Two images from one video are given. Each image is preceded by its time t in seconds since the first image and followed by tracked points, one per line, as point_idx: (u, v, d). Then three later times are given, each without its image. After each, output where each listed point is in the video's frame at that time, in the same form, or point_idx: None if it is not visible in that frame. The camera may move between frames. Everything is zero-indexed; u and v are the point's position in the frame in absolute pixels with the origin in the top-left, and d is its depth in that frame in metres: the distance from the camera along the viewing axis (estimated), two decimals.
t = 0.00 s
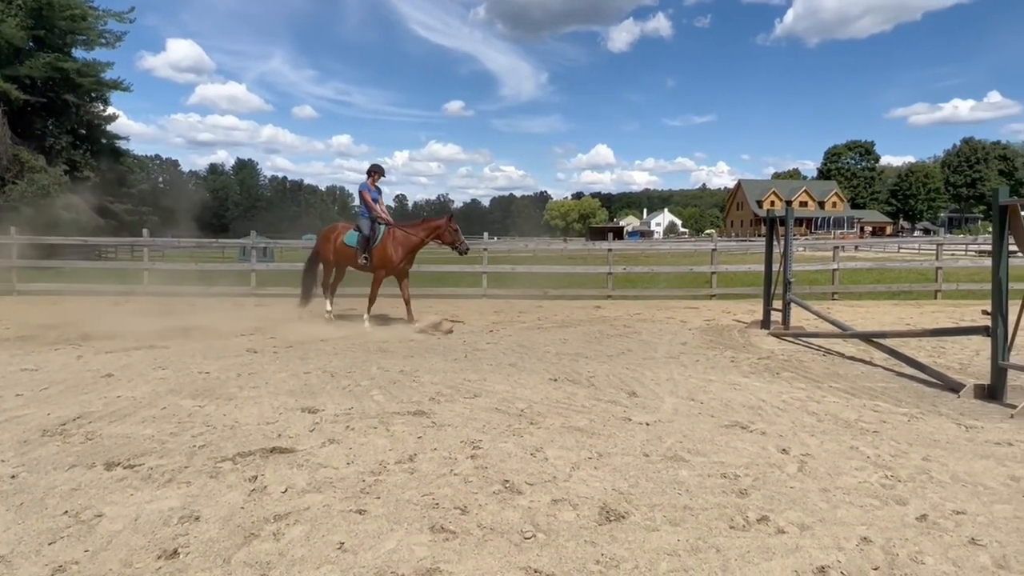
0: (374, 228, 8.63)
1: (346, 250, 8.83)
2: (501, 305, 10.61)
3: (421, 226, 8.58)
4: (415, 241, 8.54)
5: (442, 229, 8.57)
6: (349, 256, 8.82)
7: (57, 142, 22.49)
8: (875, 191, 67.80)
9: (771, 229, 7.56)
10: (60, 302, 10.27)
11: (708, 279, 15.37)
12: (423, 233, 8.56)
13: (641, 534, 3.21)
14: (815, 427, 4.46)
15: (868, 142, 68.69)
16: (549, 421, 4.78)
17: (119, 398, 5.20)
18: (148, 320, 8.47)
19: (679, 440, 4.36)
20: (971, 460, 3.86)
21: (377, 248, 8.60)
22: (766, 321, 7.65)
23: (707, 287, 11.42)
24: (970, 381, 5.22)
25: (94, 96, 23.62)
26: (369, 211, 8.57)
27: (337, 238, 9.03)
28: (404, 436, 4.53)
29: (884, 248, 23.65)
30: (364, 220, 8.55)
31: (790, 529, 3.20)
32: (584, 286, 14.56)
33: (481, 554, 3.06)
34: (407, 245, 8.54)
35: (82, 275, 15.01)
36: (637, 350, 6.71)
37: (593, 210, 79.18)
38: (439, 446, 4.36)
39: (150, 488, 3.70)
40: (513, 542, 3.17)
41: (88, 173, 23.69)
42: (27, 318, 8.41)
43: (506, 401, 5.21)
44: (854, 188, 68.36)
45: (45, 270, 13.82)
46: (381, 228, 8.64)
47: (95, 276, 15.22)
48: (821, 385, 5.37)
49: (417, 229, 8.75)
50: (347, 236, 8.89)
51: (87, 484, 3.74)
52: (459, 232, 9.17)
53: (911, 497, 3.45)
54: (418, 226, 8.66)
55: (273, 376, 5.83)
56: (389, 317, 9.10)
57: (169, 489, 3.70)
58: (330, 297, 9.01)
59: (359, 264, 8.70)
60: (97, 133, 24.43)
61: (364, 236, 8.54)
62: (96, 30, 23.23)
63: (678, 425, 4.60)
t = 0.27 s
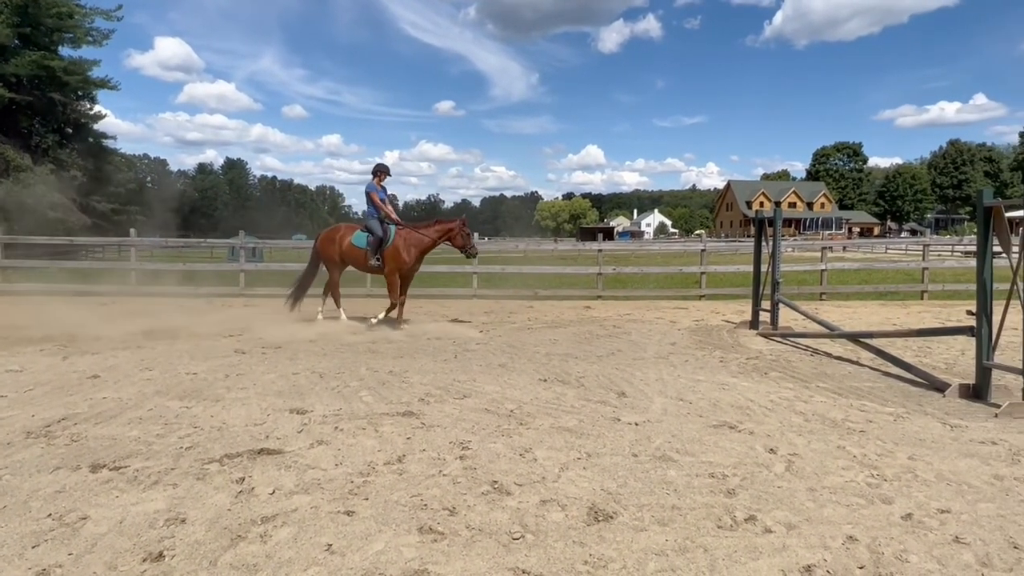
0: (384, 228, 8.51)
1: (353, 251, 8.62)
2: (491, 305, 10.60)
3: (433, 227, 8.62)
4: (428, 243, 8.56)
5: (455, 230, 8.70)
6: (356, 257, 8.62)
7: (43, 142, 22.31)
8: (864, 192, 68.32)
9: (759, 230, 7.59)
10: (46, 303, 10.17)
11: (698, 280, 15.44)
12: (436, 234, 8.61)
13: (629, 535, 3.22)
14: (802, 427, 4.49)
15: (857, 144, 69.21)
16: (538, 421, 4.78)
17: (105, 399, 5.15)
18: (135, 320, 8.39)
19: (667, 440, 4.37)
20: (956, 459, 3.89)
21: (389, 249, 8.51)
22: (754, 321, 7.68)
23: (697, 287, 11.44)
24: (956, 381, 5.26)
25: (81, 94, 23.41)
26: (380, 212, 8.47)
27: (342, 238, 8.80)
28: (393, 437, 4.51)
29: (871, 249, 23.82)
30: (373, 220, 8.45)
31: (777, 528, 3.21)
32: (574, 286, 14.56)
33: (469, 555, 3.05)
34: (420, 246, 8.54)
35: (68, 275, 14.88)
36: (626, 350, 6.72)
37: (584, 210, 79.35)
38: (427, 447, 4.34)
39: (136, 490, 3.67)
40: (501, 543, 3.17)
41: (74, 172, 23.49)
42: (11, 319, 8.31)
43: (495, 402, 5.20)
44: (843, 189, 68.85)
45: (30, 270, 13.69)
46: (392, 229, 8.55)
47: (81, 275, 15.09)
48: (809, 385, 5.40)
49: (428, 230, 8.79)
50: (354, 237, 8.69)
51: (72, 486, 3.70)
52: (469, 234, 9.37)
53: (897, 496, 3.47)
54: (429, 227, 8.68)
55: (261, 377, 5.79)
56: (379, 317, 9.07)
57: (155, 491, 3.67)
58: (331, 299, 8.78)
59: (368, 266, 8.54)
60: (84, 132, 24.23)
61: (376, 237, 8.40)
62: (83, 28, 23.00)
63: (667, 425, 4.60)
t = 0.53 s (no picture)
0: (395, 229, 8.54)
1: (363, 251, 8.56)
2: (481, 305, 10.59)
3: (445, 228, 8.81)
4: (440, 244, 8.75)
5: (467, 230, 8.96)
6: (366, 258, 8.57)
7: (28, 140, 22.08)
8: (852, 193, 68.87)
9: (748, 231, 7.63)
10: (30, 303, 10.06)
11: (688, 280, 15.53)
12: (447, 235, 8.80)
13: (618, 535, 3.22)
14: (790, 426, 4.51)
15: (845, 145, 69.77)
16: (527, 421, 4.78)
17: (91, 401, 5.10)
18: (122, 321, 8.32)
19: (656, 439, 4.38)
20: (941, 458, 3.93)
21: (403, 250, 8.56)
22: (743, 321, 7.72)
23: (686, 287, 11.49)
24: (941, 381, 5.31)
25: (67, 93, 23.18)
26: (391, 214, 8.48)
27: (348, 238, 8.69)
28: (382, 438, 4.50)
29: (858, 250, 24.01)
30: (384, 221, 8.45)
31: (764, 527, 3.23)
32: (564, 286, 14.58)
33: (458, 556, 3.05)
34: (432, 248, 8.72)
35: (54, 275, 14.73)
36: (615, 351, 6.74)
37: (574, 211, 79.50)
38: (417, 448, 4.33)
39: (122, 493, 3.63)
40: (490, 543, 3.17)
41: (60, 172, 23.27)
42: None
43: (485, 402, 5.19)
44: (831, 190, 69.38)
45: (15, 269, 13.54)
46: (402, 230, 8.61)
47: (67, 275, 14.94)
48: (797, 384, 5.43)
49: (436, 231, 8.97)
50: (364, 237, 8.59)
51: (57, 488, 3.66)
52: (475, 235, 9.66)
53: (883, 495, 3.50)
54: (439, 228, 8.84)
55: (249, 378, 5.76)
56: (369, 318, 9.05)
57: (141, 493, 3.63)
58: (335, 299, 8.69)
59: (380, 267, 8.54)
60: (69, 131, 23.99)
61: (389, 238, 8.41)
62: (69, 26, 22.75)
63: (656, 425, 4.62)
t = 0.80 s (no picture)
0: (407, 229, 8.49)
1: (374, 251, 8.48)
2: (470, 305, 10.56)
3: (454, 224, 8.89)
4: (451, 240, 8.81)
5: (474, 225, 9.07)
6: (378, 258, 8.48)
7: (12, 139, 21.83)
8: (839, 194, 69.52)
9: (736, 231, 7.67)
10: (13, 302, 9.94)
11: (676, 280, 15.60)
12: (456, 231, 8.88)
13: (606, 533, 3.23)
14: (778, 426, 4.54)
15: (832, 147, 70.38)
16: (517, 421, 4.78)
17: (76, 402, 5.05)
18: (107, 321, 8.23)
19: (645, 439, 4.41)
20: (926, 456, 3.97)
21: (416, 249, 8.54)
22: (731, 321, 7.76)
23: (675, 287, 11.52)
24: (925, 379, 5.37)
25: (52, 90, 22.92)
26: (403, 213, 8.41)
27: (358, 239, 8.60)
28: (371, 438, 4.48)
29: (845, 250, 24.22)
30: (395, 220, 8.40)
31: (752, 526, 3.24)
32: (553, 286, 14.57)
33: (448, 556, 3.04)
34: (444, 245, 8.77)
35: (37, 275, 14.57)
36: (604, 350, 6.75)
37: (564, 211, 79.64)
38: (406, 448, 4.33)
39: (107, 495, 3.59)
40: (479, 543, 3.16)
41: (44, 170, 23.01)
42: None
43: (474, 402, 5.19)
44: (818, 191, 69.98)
45: None
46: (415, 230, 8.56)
47: (51, 275, 14.78)
48: (784, 384, 5.48)
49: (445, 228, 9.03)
50: (376, 237, 8.48)
51: (41, 490, 3.62)
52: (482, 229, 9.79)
53: (868, 493, 3.53)
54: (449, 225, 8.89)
55: (237, 379, 5.72)
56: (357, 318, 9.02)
57: (126, 495, 3.60)
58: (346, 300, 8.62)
59: (393, 266, 8.48)
60: (54, 129, 23.73)
61: (402, 238, 8.35)
62: (54, 23, 22.48)
63: (645, 425, 4.63)
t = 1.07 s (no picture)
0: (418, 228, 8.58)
1: (386, 252, 8.54)
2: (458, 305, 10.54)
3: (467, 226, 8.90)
4: (462, 241, 8.80)
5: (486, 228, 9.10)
6: (389, 259, 8.56)
7: None
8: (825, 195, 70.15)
9: (722, 231, 7.71)
10: None
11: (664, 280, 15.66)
12: (469, 234, 8.89)
13: (593, 532, 3.24)
14: (763, 424, 4.58)
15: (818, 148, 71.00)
16: (504, 421, 4.78)
17: (58, 403, 4.99)
18: (90, 322, 8.13)
19: (631, 438, 4.42)
20: (908, 453, 4.02)
21: (428, 250, 8.58)
22: (717, 320, 7.80)
23: (662, 287, 11.55)
24: (909, 378, 5.43)
25: (33, 88, 22.61)
26: (413, 213, 8.50)
27: (370, 240, 8.61)
28: (358, 439, 4.47)
29: (830, 250, 24.43)
30: (406, 221, 8.50)
31: (738, 524, 3.27)
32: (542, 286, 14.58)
33: (435, 556, 3.04)
34: (455, 245, 8.75)
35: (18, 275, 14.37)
36: (592, 350, 6.77)
37: (553, 211, 79.75)
38: (393, 448, 4.31)
39: (90, 497, 3.55)
40: (466, 543, 3.16)
41: (26, 169, 22.70)
42: None
43: (462, 402, 5.18)
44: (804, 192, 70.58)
45: None
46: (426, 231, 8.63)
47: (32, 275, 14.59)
48: (770, 382, 5.52)
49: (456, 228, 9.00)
50: (388, 237, 8.54)
51: (22, 493, 3.57)
52: (492, 229, 9.77)
53: (853, 490, 3.56)
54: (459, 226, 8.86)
55: (223, 380, 5.67)
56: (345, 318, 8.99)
57: (110, 497, 3.56)
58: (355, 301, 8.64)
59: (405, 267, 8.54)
60: (35, 127, 23.41)
61: (415, 238, 8.42)
62: (36, 20, 22.18)
63: (632, 424, 4.65)
